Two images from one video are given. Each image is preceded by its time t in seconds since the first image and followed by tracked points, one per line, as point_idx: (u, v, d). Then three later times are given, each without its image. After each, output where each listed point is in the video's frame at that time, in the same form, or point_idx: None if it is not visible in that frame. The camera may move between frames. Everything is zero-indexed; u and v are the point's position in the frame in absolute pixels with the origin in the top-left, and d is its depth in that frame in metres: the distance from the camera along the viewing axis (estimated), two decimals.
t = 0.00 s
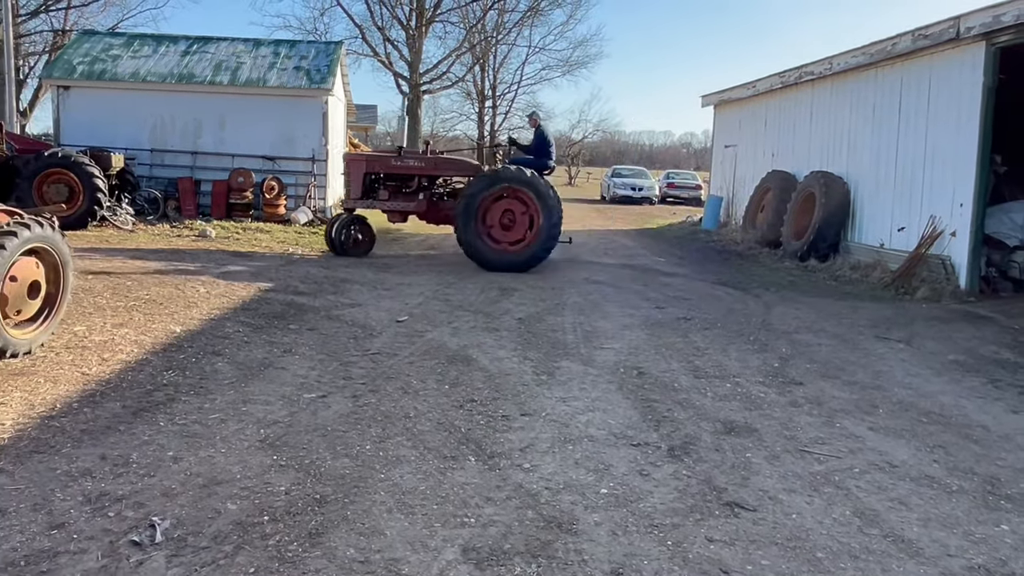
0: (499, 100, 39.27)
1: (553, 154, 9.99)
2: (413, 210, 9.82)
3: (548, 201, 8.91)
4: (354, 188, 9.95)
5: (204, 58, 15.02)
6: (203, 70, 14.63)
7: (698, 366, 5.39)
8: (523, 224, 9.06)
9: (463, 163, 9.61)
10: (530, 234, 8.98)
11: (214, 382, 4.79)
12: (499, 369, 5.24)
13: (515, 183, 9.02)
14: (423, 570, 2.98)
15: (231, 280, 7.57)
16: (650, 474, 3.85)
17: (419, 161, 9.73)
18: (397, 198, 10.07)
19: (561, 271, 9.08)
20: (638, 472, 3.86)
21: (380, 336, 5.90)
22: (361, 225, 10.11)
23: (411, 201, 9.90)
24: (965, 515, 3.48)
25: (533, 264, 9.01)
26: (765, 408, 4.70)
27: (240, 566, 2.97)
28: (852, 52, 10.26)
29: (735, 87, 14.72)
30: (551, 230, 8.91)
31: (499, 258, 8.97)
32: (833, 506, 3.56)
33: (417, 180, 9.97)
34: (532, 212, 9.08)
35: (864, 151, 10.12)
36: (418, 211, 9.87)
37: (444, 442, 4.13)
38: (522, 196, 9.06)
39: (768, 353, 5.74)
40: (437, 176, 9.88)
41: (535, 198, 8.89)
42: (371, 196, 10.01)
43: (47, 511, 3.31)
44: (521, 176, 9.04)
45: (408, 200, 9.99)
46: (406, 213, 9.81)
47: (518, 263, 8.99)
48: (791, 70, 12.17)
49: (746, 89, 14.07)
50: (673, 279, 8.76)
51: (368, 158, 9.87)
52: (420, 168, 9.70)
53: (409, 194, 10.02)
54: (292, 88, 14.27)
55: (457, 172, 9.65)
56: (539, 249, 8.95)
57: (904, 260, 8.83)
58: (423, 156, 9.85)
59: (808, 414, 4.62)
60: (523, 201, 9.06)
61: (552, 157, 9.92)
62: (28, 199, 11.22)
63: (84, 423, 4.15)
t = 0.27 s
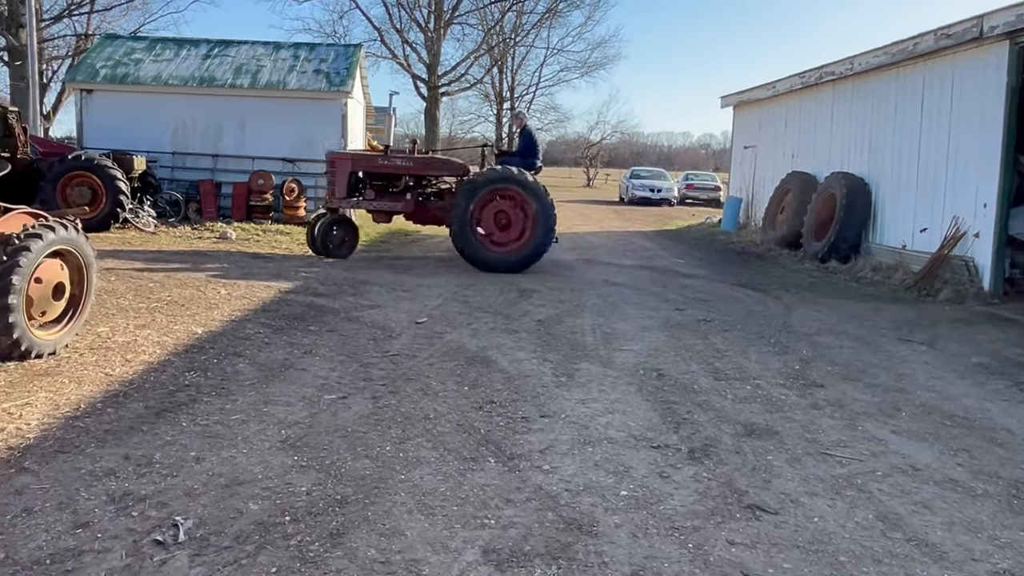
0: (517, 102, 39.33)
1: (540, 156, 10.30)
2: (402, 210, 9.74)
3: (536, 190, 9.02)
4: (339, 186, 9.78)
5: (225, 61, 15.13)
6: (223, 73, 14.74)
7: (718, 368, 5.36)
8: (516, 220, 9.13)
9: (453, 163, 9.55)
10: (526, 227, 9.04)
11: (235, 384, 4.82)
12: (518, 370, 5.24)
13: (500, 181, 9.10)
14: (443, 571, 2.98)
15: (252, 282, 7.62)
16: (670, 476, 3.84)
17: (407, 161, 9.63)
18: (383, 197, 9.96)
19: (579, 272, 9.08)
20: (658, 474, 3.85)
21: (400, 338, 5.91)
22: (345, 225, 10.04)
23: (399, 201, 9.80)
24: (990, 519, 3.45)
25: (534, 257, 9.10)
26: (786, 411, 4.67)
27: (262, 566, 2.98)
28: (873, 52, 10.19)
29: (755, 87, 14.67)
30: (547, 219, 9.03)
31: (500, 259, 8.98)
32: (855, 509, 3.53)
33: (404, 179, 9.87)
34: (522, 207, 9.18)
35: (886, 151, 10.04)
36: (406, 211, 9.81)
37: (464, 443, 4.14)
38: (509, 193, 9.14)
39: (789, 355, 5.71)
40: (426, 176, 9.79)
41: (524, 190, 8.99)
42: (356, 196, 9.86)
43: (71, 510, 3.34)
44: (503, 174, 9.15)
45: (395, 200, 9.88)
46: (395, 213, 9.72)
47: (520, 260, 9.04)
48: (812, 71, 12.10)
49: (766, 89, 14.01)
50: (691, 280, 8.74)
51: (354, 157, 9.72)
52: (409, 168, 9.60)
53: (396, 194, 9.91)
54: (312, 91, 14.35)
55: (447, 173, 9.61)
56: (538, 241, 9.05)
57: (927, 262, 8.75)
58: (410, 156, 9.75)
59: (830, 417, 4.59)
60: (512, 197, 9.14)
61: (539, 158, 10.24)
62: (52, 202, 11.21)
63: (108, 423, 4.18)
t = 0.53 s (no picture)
0: (536, 103, 39.36)
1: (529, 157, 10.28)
2: (391, 210, 9.79)
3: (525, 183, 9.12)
4: (329, 185, 9.83)
5: (247, 65, 15.24)
6: (245, 77, 14.85)
7: (740, 371, 5.34)
8: (510, 218, 9.24)
9: (442, 162, 9.72)
10: (523, 223, 9.16)
11: (258, 385, 4.85)
12: (539, 372, 5.24)
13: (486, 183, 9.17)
14: (466, 572, 2.99)
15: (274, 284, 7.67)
16: (692, 478, 3.83)
17: (398, 161, 9.72)
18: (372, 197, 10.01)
19: (599, 274, 9.06)
20: (679, 477, 3.84)
21: (420, 340, 5.93)
22: (332, 224, 10.07)
23: (388, 201, 9.86)
24: (1017, 524, 3.41)
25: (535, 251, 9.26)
26: (809, 413, 4.64)
27: (286, 566, 3.00)
28: (896, 52, 10.11)
29: (776, 88, 14.58)
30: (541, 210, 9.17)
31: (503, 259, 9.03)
32: (879, 513, 3.50)
33: (393, 179, 9.95)
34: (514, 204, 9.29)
35: (910, 151, 9.96)
36: (395, 211, 9.85)
37: (485, 445, 4.15)
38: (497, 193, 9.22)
39: (811, 358, 5.68)
40: (414, 176, 9.91)
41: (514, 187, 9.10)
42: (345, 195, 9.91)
43: (97, 509, 3.37)
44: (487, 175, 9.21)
45: (384, 200, 9.93)
46: (384, 213, 9.76)
47: (522, 258, 9.16)
48: (834, 71, 12.02)
49: (788, 90, 13.93)
50: (712, 282, 8.70)
51: (344, 155, 9.78)
52: (399, 167, 9.69)
53: (385, 194, 9.97)
54: (333, 94, 14.43)
55: (436, 173, 9.78)
56: (536, 235, 9.21)
57: (951, 263, 8.67)
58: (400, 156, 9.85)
59: (853, 420, 4.55)
60: (501, 196, 9.23)
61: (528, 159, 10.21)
62: (78, 205, 11.25)
63: (133, 424, 4.23)
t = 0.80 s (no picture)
0: (556, 105, 39.36)
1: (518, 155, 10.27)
2: (381, 210, 9.72)
3: (496, 175, 9.12)
4: (318, 184, 9.72)
5: (269, 68, 15.35)
6: (267, 80, 14.96)
7: (761, 373, 5.30)
8: (499, 213, 9.29)
9: (433, 163, 9.69)
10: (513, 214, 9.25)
11: (280, 386, 4.89)
12: (559, 374, 5.23)
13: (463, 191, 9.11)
14: (487, 573, 3.00)
15: (295, 286, 7.72)
16: (713, 481, 3.81)
17: (388, 160, 9.67)
18: (360, 197, 9.92)
19: (619, 276, 9.04)
20: (701, 479, 3.82)
21: (441, 341, 5.94)
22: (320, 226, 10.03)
23: (377, 201, 9.78)
24: None
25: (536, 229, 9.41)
26: (832, 416, 4.61)
27: (308, 566, 3.02)
28: (920, 51, 9.99)
29: (798, 88, 14.49)
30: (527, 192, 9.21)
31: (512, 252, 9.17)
32: (904, 517, 3.47)
33: (381, 180, 9.90)
34: (495, 197, 9.32)
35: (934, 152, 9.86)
36: (384, 211, 9.78)
37: (506, 447, 4.15)
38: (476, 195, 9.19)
39: (834, 360, 5.63)
40: (402, 177, 9.89)
41: (492, 182, 9.12)
42: (334, 194, 9.82)
43: (122, 509, 3.41)
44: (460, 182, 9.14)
45: (373, 200, 9.86)
46: (373, 212, 9.69)
47: (525, 247, 9.27)
48: (857, 70, 11.92)
49: (809, 90, 13.84)
50: (733, 284, 8.66)
51: (333, 154, 9.67)
52: (390, 166, 9.64)
53: (373, 194, 9.91)
54: (354, 97, 14.52)
55: (426, 173, 9.76)
56: (530, 217, 9.30)
57: (977, 264, 8.57)
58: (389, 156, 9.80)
59: (877, 423, 4.51)
60: (481, 195, 9.23)
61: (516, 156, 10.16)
62: (103, 209, 11.33)
63: (157, 424, 4.27)
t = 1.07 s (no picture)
0: (575, 106, 39.37)
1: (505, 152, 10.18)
2: (370, 210, 9.62)
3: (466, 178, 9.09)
4: (307, 183, 9.54)
5: (290, 71, 15.46)
6: (289, 83, 15.06)
7: (783, 375, 5.26)
8: (485, 209, 9.29)
9: (425, 164, 9.53)
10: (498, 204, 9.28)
11: (301, 387, 4.91)
12: (580, 376, 5.22)
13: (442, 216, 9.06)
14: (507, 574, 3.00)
15: (316, 287, 7.76)
16: (735, 484, 3.78)
17: (379, 160, 9.47)
18: (349, 195, 9.79)
19: (639, 277, 9.02)
20: (722, 482, 3.80)
21: (461, 343, 5.95)
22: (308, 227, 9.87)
23: (367, 200, 9.66)
24: None
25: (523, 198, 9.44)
26: (854, 419, 4.57)
27: (329, 567, 3.03)
28: (944, 50, 9.87)
29: (820, 89, 14.41)
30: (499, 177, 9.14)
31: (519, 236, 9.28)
32: (928, 521, 3.43)
33: (372, 178, 9.74)
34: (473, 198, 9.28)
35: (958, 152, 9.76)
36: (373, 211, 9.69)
37: (527, 448, 4.15)
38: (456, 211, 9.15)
39: (857, 362, 5.58)
40: (393, 175, 9.74)
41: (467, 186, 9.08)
42: (323, 192, 9.67)
43: (146, 509, 3.44)
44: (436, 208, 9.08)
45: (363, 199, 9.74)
46: (363, 213, 9.60)
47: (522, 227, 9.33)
48: (880, 70, 11.82)
49: (831, 91, 13.75)
50: (754, 285, 8.61)
51: (323, 152, 9.46)
52: (381, 166, 9.45)
53: (363, 193, 9.78)
54: (375, 99, 14.60)
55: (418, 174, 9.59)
56: (513, 196, 9.28)
57: (1002, 266, 8.47)
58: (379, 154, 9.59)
59: (900, 426, 4.47)
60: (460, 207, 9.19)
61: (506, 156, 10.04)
62: (127, 211, 11.44)
63: (180, 424, 4.31)
